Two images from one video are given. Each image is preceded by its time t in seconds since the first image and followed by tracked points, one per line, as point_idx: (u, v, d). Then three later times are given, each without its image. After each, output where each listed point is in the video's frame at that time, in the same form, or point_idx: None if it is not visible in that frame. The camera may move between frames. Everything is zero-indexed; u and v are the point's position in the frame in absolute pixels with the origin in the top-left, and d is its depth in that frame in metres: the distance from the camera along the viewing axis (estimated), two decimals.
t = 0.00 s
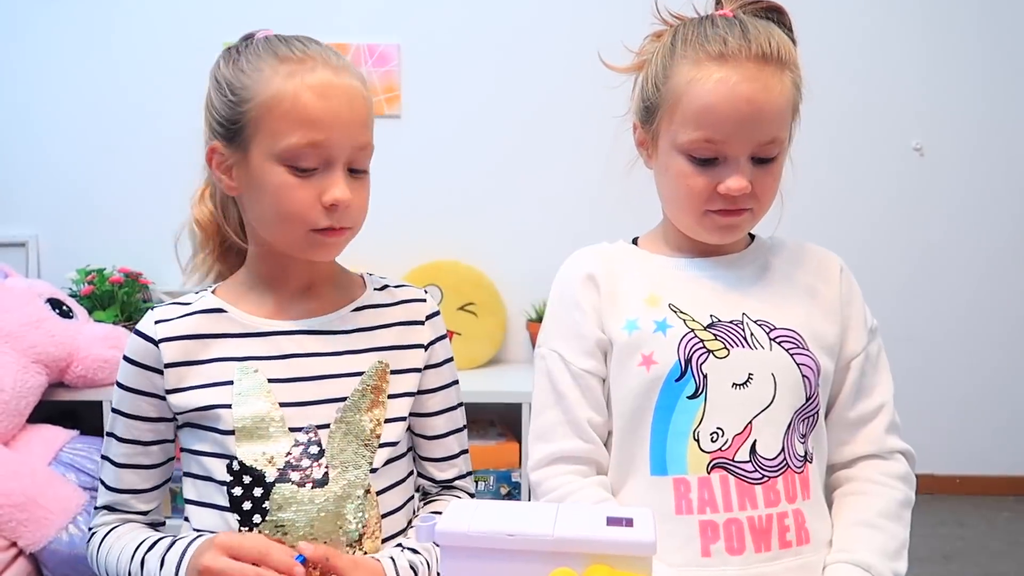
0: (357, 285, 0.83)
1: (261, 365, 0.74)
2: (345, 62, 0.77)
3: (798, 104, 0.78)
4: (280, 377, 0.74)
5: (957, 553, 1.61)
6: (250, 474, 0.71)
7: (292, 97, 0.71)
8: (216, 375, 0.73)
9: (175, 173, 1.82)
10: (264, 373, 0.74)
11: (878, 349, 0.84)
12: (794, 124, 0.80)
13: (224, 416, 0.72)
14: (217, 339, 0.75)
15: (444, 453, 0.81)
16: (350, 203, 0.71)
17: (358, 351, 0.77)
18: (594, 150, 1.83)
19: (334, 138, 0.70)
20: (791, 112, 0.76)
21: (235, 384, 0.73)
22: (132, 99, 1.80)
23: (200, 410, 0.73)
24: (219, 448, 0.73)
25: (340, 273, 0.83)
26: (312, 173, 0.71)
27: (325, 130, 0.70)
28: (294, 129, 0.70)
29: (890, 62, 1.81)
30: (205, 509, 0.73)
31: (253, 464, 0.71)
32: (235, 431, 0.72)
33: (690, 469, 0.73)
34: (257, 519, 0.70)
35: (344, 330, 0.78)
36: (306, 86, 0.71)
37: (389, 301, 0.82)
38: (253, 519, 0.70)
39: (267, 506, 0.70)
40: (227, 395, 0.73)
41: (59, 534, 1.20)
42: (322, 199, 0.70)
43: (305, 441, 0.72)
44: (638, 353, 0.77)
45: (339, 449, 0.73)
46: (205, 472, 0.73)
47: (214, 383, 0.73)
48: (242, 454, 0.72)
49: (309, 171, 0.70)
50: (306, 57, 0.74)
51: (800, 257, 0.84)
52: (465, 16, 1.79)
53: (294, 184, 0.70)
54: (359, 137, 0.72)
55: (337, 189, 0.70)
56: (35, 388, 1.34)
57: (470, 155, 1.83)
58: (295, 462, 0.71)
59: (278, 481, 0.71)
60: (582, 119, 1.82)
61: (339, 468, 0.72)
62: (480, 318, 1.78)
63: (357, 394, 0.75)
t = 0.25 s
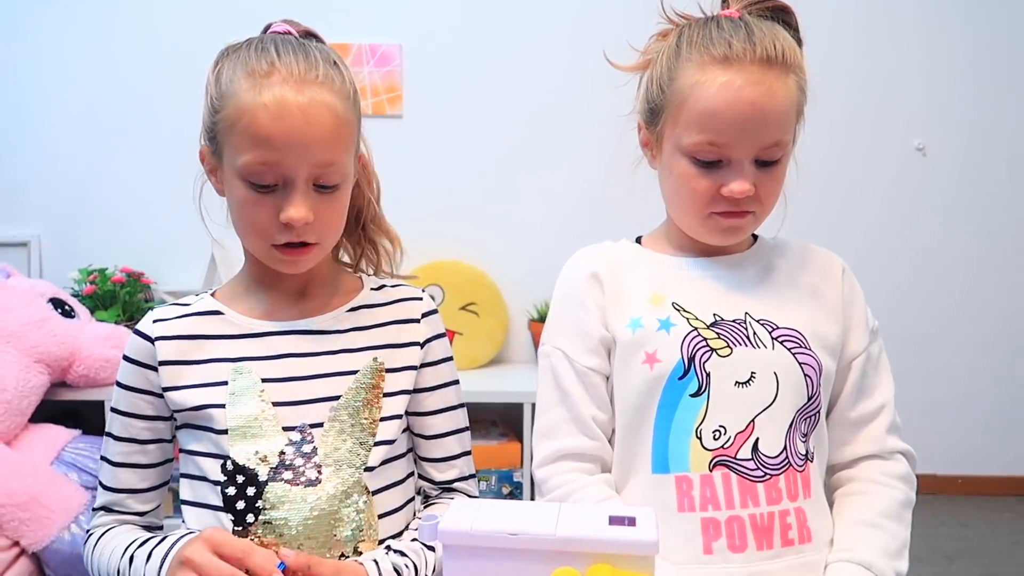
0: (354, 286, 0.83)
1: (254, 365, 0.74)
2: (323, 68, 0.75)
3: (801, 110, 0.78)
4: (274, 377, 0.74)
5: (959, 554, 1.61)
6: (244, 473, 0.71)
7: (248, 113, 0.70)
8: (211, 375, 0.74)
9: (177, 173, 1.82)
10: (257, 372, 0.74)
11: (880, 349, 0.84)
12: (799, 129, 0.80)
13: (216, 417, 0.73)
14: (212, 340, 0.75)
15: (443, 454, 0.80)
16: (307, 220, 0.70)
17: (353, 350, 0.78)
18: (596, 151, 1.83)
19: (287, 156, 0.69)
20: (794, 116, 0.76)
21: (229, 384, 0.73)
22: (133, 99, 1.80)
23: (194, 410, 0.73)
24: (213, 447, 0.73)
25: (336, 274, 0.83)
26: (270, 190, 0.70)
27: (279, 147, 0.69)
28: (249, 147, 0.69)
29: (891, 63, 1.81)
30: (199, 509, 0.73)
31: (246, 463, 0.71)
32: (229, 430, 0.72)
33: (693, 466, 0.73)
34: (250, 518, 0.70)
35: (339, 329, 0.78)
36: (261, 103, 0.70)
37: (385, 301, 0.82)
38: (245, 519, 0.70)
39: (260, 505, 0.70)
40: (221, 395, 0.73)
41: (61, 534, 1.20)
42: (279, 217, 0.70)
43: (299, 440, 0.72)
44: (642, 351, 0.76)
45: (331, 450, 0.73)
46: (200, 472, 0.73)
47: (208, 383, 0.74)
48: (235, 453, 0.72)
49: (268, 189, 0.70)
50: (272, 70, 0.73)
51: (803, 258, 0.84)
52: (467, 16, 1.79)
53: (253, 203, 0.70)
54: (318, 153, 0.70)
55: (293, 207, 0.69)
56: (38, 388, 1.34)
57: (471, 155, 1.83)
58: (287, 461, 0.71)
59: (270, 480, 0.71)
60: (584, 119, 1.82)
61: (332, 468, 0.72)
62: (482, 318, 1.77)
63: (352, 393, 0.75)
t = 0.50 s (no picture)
0: (355, 288, 0.83)
1: (255, 364, 0.75)
2: (313, 70, 0.76)
3: (807, 111, 0.78)
4: (275, 377, 0.74)
5: (962, 554, 1.61)
6: (241, 472, 0.71)
7: (236, 115, 0.70)
8: (211, 372, 0.74)
9: (180, 173, 1.82)
10: (257, 371, 0.74)
11: (881, 347, 0.84)
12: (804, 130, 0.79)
13: (212, 414, 0.73)
14: (212, 338, 0.76)
15: (435, 459, 0.80)
16: (293, 224, 0.70)
17: (354, 351, 0.78)
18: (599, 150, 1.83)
19: (272, 162, 0.69)
20: (800, 119, 0.76)
21: (230, 382, 0.74)
22: (136, 100, 1.80)
23: (192, 405, 0.74)
24: (211, 444, 0.73)
25: (337, 275, 0.83)
26: (261, 193, 0.71)
27: (263, 153, 0.69)
28: (235, 153, 0.70)
29: (894, 62, 1.81)
30: (195, 507, 0.72)
31: (242, 461, 0.71)
32: (226, 428, 0.72)
33: (695, 462, 0.73)
34: (246, 516, 0.70)
35: (340, 332, 0.78)
36: (245, 109, 0.70)
37: (386, 305, 0.82)
38: (242, 517, 0.70)
39: (257, 504, 0.70)
40: (222, 393, 0.73)
41: (64, 532, 1.20)
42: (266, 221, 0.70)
43: (296, 441, 0.72)
44: (647, 347, 0.76)
45: (329, 451, 0.73)
46: (197, 469, 0.73)
47: (209, 379, 0.74)
48: (234, 452, 0.72)
49: (256, 193, 0.70)
50: (259, 73, 0.73)
51: (805, 256, 0.84)
52: (470, 16, 1.80)
53: (243, 206, 0.71)
54: (303, 158, 0.70)
55: (281, 211, 0.70)
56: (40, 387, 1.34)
57: (474, 154, 1.83)
58: (283, 461, 0.71)
59: (269, 478, 0.71)
60: (587, 119, 1.82)
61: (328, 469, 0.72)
62: (484, 317, 1.77)
63: (352, 394, 0.75)
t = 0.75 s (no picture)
0: (355, 289, 0.83)
1: (255, 363, 0.75)
2: (316, 68, 0.76)
3: (803, 122, 0.77)
4: (277, 376, 0.74)
5: (961, 551, 1.61)
6: (237, 470, 0.71)
7: (237, 114, 0.70)
8: (210, 369, 0.74)
9: (179, 170, 1.82)
10: (256, 370, 0.74)
11: (877, 339, 0.84)
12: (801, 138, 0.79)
13: (204, 410, 0.73)
14: (209, 334, 0.76)
15: (428, 461, 0.80)
16: (295, 221, 0.70)
17: (352, 353, 0.78)
18: (598, 148, 1.83)
19: (272, 160, 0.69)
20: (793, 130, 0.75)
21: (229, 379, 0.74)
22: (136, 96, 1.80)
23: (186, 401, 0.74)
24: (207, 442, 0.73)
25: (338, 276, 0.83)
26: (262, 191, 0.70)
27: (265, 151, 0.69)
28: (237, 150, 0.70)
29: (894, 61, 1.81)
30: (189, 503, 0.72)
31: (240, 460, 0.71)
32: (224, 426, 0.72)
33: (686, 447, 0.74)
34: (242, 516, 0.70)
35: (340, 333, 0.78)
36: (247, 106, 0.70)
37: (385, 307, 0.82)
38: (237, 515, 0.70)
39: (253, 503, 0.70)
40: (220, 390, 0.73)
41: (63, 530, 1.20)
42: (267, 219, 0.70)
43: (294, 442, 0.72)
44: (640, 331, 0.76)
45: (327, 449, 0.73)
46: (191, 466, 0.73)
47: (209, 376, 0.74)
48: (231, 450, 0.71)
49: (258, 190, 0.70)
50: (262, 71, 0.73)
51: (807, 249, 0.84)
52: (470, 13, 1.80)
53: (244, 204, 0.71)
54: (304, 156, 0.70)
55: (281, 209, 0.69)
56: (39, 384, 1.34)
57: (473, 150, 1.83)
58: (281, 461, 0.71)
59: (265, 477, 0.71)
60: (587, 116, 1.82)
61: (327, 469, 0.72)
62: (484, 315, 1.78)
63: (351, 395, 0.75)
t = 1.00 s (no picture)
0: (350, 291, 0.83)
1: (252, 365, 0.74)
2: (314, 70, 0.75)
3: (776, 107, 0.77)
4: (273, 379, 0.74)
5: (954, 552, 1.61)
6: (235, 474, 0.71)
7: (236, 116, 0.70)
8: (206, 372, 0.74)
9: (171, 171, 1.82)
10: (253, 373, 0.74)
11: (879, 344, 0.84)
12: (782, 130, 0.78)
13: (200, 414, 0.72)
14: (204, 337, 0.75)
15: (424, 462, 0.80)
16: (292, 224, 0.70)
17: (348, 355, 0.78)
18: (591, 148, 1.83)
19: (272, 163, 0.69)
20: (757, 112, 0.75)
21: (225, 382, 0.73)
22: (129, 97, 1.80)
23: (182, 404, 0.73)
24: (202, 446, 0.72)
25: (333, 277, 0.83)
26: (260, 194, 0.70)
27: (263, 152, 0.69)
28: (234, 151, 0.70)
29: (886, 63, 1.81)
30: (186, 508, 0.72)
31: (239, 464, 0.71)
32: (220, 429, 0.72)
33: (696, 461, 0.74)
34: (239, 519, 0.70)
35: (336, 335, 0.78)
36: (245, 109, 0.70)
37: (380, 309, 0.82)
38: (236, 520, 0.70)
39: (251, 507, 0.70)
40: (216, 394, 0.73)
41: (56, 533, 1.19)
42: (265, 222, 0.70)
43: (291, 445, 0.72)
44: (651, 345, 0.77)
45: (324, 451, 0.73)
46: (187, 471, 0.73)
47: (204, 380, 0.73)
48: (229, 454, 0.71)
49: (256, 192, 0.70)
50: (260, 73, 0.73)
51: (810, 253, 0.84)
52: (463, 14, 1.80)
53: (241, 206, 0.71)
54: (303, 159, 0.70)
55: (280, 212, 0.70)
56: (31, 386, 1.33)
57: (467, 151, 1.83)
58: (278, 465, 0.71)
59: (264, 481, 0.71)
60: (580, 117, 1.82)
61: (325, 472, 0.72)
62: (478, 316, 1.78)
63: (347, 398, 0.75)
